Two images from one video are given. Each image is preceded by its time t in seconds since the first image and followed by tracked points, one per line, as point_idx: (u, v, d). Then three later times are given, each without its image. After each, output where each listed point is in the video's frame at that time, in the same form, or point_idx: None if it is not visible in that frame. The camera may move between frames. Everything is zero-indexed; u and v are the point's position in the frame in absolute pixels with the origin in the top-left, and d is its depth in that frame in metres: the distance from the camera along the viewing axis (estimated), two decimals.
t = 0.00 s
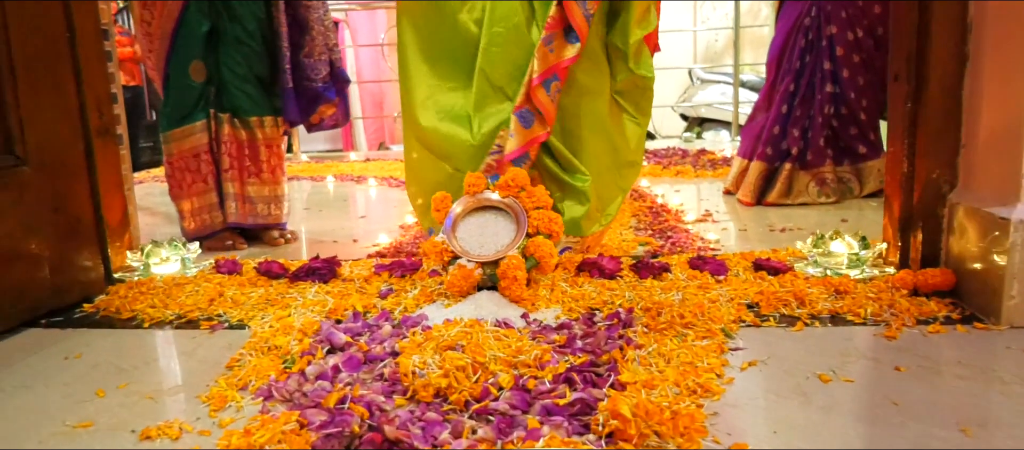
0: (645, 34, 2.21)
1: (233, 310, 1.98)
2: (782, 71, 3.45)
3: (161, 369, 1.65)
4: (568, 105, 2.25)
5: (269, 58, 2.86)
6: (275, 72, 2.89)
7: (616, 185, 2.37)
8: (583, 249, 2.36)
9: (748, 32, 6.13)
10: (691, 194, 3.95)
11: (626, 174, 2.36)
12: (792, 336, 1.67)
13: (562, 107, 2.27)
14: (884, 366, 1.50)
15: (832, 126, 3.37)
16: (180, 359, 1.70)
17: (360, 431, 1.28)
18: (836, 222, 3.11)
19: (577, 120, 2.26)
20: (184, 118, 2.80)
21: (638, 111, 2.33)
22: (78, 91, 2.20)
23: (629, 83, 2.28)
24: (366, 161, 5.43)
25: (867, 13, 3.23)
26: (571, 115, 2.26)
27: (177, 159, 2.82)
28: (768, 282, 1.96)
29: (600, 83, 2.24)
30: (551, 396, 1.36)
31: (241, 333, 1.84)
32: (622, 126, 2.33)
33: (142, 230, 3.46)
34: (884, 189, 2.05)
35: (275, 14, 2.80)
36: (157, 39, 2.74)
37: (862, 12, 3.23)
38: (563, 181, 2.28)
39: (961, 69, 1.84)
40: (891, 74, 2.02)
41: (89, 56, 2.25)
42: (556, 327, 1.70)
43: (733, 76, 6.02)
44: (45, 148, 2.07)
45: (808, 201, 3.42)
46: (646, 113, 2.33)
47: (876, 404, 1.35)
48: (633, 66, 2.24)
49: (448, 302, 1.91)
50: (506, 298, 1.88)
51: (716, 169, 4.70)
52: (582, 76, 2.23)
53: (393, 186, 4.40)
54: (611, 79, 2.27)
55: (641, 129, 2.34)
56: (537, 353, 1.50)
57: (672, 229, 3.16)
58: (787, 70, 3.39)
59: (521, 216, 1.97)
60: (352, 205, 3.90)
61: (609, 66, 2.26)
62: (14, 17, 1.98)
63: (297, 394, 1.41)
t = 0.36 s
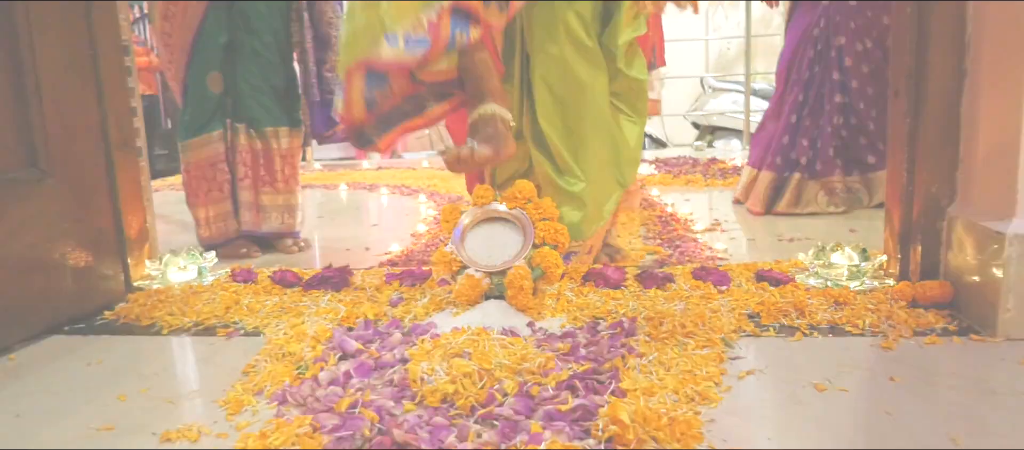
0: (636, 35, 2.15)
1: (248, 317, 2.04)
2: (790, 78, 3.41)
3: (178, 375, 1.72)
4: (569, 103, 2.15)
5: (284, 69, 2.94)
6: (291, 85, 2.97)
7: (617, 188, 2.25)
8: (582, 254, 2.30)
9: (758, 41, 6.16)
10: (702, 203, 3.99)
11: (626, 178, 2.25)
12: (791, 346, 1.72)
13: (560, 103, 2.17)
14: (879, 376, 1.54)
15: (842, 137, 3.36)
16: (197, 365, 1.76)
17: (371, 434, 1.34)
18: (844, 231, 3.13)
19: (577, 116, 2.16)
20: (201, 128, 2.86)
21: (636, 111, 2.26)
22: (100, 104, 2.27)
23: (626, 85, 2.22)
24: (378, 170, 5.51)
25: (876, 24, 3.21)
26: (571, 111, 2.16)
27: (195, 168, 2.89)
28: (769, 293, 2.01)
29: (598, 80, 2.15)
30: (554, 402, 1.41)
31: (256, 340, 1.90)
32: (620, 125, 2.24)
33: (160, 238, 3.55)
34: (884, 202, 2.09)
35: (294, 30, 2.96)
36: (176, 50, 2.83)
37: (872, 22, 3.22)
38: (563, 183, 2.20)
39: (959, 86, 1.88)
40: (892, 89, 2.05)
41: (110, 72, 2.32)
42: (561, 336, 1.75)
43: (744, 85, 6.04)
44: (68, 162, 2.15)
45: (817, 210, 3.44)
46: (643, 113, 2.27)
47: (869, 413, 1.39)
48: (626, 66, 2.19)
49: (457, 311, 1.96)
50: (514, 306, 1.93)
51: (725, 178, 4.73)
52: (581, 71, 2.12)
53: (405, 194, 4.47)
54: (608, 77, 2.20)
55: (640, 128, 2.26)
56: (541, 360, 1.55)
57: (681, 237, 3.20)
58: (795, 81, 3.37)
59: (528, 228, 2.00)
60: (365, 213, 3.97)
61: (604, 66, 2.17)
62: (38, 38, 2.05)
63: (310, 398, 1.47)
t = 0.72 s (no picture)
0: (634, 32, 2.17)
1: (261, 310, 2.09)
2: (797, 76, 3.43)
3: (193, 365, 1.76)
4: (569, 96, 2.10)
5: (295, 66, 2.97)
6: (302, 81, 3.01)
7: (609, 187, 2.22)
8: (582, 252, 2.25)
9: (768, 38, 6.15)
10: (711, 200, 4.01)
11: (620, 177, 2.21)
12: (795, 340, 1.74)
13: (559, 94, 2.11)
14: (881, 370, 1.57)
15: (852, 134, 3.36)
16: (212, 356, 1.81)
17: (381, 423, 1.38)
18: (853, 228, 3.14)
19: (576, 110, 2.11)
20: (213, 125, 2.91)
21: (632, 108, 2.21)
22: (116, 101, 2.31)
23: (624, 79, 2.17)
24: (388, 166, 5.54)
25: (887, 21, 3.25)
26: (570, 104, 2.10)
27: (208, 164, 2.93)
28: (774, 288, 2.03)
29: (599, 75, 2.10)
30: (559, 393, 1.45)
31: (269, 332, 1.94)
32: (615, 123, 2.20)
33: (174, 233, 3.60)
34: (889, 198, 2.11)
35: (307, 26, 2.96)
36: (190, 47, 2.85)
37: (882, 21, 3.26)
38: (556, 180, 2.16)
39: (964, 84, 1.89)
40: (897, 87, 2.07)
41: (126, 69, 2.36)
42: (567, 329, 1.78)
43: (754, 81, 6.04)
44: (85, 158, 2.19)
45: (826, 207, 3.42)
46: (640, 111, 2.22)
47: (869, 406, 1.42)
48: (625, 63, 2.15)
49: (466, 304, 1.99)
50: (521, 300, 1.96)
51: (735, 175, 4.74)
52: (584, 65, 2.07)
53: (415, 190, 4.50)
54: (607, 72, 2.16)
55: (636, 126, 2.21)
56: (547, 353, 1.59)
57: (689, 234, 3.23)
58: (805, 77, 3.38)
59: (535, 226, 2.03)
60: (376, 209, 4.00)
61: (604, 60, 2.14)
62: (56, 37, 2.09)
63: (322, 388, 1.51)
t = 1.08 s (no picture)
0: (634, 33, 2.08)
1: (263, 305, 2.09)
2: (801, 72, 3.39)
3: (195, 360, 1.77)
4: (571, 98, 2.13)
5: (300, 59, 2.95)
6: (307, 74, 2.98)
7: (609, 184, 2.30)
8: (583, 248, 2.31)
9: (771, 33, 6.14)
10: (712, 196, 4.01)
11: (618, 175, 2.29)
12: (795, 335, 1.74)
13: (562, 96, 2.14)
14: (881, 366, 1.57)
15: (853, 131, 3.39)
16: (214, 351, 1.81)
17: (382, 418, 1.39)
18: (853, 225, 3.15)
19: (578, 112, 2.15)
20: (217, 117, 2.92)
21: (633, 109, 2.24)
22: (120, 96, 2.31)
23: (624, 82, 2.18)
24: (390, 161, 5.56)
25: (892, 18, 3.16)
26: (572, 106, 2.14)
27: (210, 158, 2.95)
28: (774, 284, 2.04)
29: (602, 78, 2.13)
30: (561, 388, 1.45)
31: (271, 327, 1.95)
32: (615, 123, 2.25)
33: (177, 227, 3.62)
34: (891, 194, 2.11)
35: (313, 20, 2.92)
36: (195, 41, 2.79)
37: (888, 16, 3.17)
38: (557, 178, 2.23)
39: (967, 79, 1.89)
40: (900, 82, 2.07)
41: (130, 63, 2.36)
42: (568, 324, 1.79)
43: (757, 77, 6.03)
44: (88, 153, 2.20)
45: (828, 203, 3.45)
46: (640, 111, 2.25)
47: (869, 401, 1.42)
48: (627, 67, 2.13)
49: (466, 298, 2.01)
50: (523, 296, 1.97)
51: (737, 171, 4.75)
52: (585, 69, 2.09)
53: (417, 185, 4.51)
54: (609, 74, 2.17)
55: (635, 125, 2.27)
56: (548, 348, 1.59)
57: (691, 230, 3.23)
58: (808, 74, 3.34)
59: (537, 222, 2.06)
60: (377, 204, 4.00)
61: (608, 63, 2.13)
62: (60, 31, 2.09)
63: (324, 383, 1.51)
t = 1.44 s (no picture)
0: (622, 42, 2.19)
1: (246, 307, 2.08)
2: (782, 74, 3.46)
3: (177, 362, 1.75)
4: (553, 106, 2.14)
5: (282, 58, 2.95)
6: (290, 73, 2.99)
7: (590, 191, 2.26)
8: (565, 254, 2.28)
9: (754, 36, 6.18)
10: (695, 196, 4.03)
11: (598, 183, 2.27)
12: (778, 337, 1.76)
13: (544, 104, 2.15)
14: (862, 367, 1.59)
15: (835, 131, 3.39)
16: (196, 353, 1.80)
17: (367, 421, 1.38)
18: (834, 226, 3.18)
19: (560, 120, 2.15)
20: (200, 117, 2.89)
21: (615, 117, 2.25)
22: (101, 94, 2.29)
23: (608, 91, 2.24)
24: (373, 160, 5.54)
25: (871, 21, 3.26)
26: (554, 114, 2.15)
27: (192, 157, 2.91)
28: (756, 285, 2.06)
29: (585, 86, 2.15)
30: (545, 390, 1.45)
31: (253, 329, 1.93)
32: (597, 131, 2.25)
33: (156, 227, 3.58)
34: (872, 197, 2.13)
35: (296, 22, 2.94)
36: (178, 38, 2.82)
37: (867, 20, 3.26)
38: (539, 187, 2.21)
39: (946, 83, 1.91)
40: (880, 85, 2.09)
41: (111, 62, 2.34)
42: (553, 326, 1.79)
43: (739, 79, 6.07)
44: (68, 152, 2.17)
45: (809, 204, 3.45)
46: (623, 120, 2.26)
47: (850, 402, 1.44)
48: (614, 74, 2.21)
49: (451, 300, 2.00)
50: (507, 298, 1.97)
51: (720, 172, 4.78)
52: (570, 76, 2.12)
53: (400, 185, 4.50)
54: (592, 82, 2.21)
55: (617, 134, 2.27)
56: (533, 350, 1.59)
57: (673, 231, 3.24)
58: (790, 77, 3.40)
59: (522, 223, 2.06)
60: (359, 205, 3.98)
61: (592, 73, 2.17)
62: (40, 29, 2.07)
63: (308, 386, 1.50)
